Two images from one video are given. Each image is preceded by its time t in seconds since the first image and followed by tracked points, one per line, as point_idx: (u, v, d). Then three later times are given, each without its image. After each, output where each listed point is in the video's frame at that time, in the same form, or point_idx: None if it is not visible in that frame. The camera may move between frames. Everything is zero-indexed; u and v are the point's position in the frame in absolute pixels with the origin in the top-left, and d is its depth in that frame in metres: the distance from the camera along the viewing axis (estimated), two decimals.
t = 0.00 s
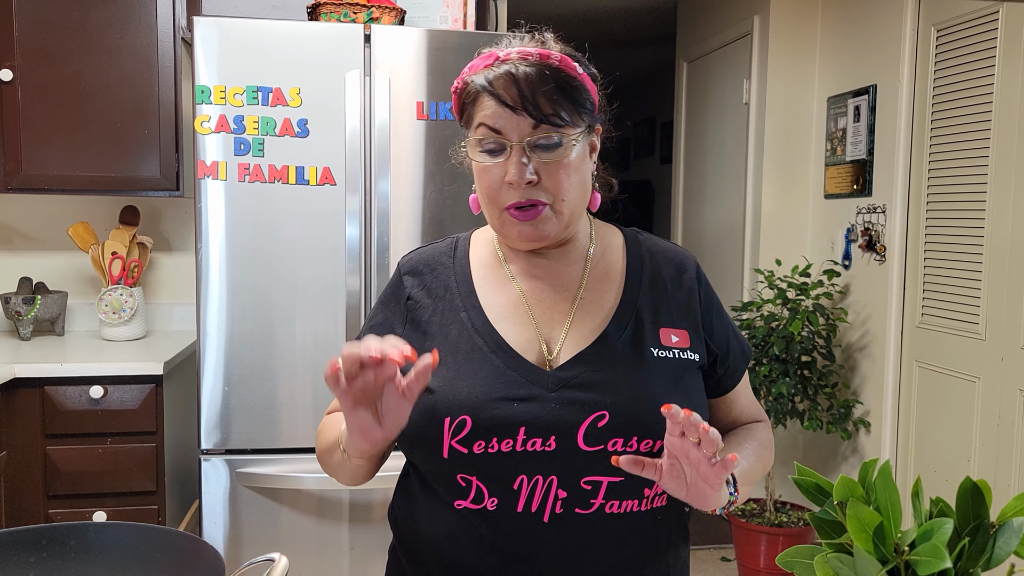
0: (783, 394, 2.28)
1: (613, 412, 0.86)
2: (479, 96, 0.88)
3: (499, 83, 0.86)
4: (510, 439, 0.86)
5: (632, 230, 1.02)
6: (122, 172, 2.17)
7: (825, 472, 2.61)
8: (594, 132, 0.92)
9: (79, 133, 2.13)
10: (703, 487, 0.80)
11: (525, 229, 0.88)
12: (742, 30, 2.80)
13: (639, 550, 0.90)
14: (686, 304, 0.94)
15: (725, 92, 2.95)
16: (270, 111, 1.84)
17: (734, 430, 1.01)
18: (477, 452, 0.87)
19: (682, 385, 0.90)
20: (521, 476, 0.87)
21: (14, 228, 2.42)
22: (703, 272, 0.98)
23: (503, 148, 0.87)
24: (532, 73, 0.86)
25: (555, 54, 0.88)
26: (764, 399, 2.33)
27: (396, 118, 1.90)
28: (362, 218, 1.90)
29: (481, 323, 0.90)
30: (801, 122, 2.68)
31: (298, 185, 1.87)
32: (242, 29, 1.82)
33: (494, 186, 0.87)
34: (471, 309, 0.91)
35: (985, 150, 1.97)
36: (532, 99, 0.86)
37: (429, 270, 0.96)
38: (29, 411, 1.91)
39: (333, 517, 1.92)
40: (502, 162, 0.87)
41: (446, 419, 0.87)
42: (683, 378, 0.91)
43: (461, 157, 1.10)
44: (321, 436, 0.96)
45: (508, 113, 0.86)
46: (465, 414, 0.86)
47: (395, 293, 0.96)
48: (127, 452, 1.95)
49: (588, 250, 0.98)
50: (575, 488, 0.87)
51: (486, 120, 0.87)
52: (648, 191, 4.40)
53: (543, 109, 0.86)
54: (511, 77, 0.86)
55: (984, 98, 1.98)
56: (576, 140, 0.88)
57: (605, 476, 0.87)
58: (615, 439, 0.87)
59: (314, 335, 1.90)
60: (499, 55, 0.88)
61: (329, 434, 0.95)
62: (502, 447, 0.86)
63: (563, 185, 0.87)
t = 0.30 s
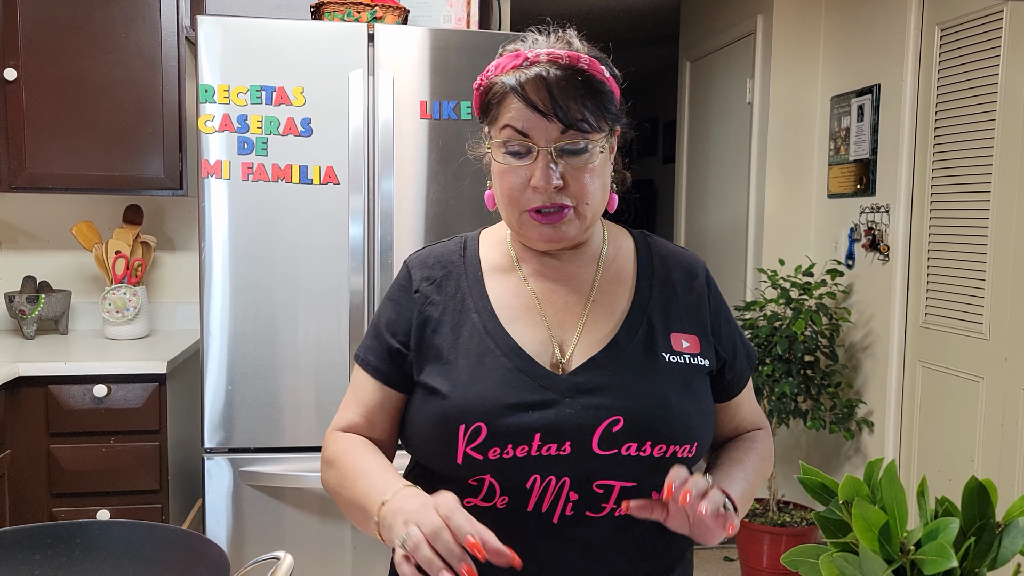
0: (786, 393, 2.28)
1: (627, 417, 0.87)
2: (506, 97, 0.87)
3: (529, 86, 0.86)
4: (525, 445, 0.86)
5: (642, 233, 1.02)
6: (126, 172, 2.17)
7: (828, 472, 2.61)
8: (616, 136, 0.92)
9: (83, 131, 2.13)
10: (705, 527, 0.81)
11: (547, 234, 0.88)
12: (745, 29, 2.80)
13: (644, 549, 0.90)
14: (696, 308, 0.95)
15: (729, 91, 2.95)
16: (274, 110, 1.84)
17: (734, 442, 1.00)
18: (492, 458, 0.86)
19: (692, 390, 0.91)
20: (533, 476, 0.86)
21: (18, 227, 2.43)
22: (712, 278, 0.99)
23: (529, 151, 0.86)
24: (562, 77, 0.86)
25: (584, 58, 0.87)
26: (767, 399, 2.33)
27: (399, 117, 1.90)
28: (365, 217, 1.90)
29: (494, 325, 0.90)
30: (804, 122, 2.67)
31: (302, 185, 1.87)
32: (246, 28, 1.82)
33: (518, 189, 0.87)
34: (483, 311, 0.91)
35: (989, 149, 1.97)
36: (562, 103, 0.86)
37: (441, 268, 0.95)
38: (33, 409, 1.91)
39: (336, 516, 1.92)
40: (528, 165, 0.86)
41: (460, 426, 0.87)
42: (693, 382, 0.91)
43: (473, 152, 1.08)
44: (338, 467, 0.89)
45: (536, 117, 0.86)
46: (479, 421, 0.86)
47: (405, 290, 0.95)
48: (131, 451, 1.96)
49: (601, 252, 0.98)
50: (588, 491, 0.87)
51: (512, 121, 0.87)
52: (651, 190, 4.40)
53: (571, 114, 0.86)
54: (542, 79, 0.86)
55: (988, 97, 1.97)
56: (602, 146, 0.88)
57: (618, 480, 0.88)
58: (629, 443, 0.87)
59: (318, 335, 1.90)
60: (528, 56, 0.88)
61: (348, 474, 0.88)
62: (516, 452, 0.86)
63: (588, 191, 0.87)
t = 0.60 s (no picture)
0: (788, 393, 2.28)
1: (655, 427, 0.85)
2: (526, 86, 0.84)
3: (551, 74, 0.83)
4: (555, 456, 0.83)
5: (651, 237, 1.02)
6: (129, 171, 2.17)
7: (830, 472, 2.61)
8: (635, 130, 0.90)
9: (85, 130, 2.13)
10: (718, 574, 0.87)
11: (567, 227, 0.86)
12: (748, 29, 2.80)
13: (648, 552, 0.90)
14: (709, 315, 0.95)
15: (731, 91, 2.95)
16: (276, 110, 1.84)
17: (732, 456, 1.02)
18: (521, 469, 0.83)
19: (708, 398, 0.91)
20: (554, 482, 0.84)
21: (21, 226, 2.43)
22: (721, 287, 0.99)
23: (550, 142, 0.84)
24: (585, 67, 0.83)
25: (605, 49, 0.85)
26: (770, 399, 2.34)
27: (402, 116, 1.90)
28: (368, 217, 1.90)
29: (523, 328, 0.85)
30: (807, 121, 2.67)
31: (304, 184, 1.87)
32: (249, 27, 1.82)
33: (538, 181, 0.84)
34: (510, 311, 0.86)
35: (993, 149, 1.97)
36: (584, 93, 0.83)
37: (468, 263, 0.89)
38: (36, 408, 1.91)
39: (338, 515, 1.92)
40: (549, 156, 0.84)
41: (493, 437, 0.83)
42: (709, 392, 0.91)
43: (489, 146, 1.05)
44: (388, 463, 0.72)
45: (558, 106, 0.83)
46: (512, 433, 0.82)
47: (436, 274, 0.87)
48: (134, 450, 1.96)
49: (616, 255, 0.95)
50: (608, 499, 0.86)
51: (532, 112, 0.84)
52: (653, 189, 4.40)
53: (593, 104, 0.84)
54: (564, 68, 0.83)
55: (990, 97, 1.97)
56: (622, 137, 0.86)
57: (638, 489, 0.86)
58: (655, 452, 0.86)
59: (321, 333, 1.90)
60: (549, 46, 0.85)
61: (394, 475, 0.71)
62: (546, 463, 0.83)
63: (609, 183, 0.85)
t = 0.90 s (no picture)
0: (790, 392, 2.28)
1: (667, 441, 0.85)
2: (550, 82, 0.83)
3: (577, 70, 0.82)
4: (568, 470, 0.83)
5: (660, 241, 1.02)
6: (131, 170, 2.17)
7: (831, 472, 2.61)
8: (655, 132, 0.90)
9: (88, 129, 2.14)
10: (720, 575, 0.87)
11: (585, 228, 0.85)
12: (750, 28, 2.80)
13: (651, 553, 0.89)
14: (720, 324, 0.95)
15: (733, 90, 2.94)
16: (279, 108, 1.85)
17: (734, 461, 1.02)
18: (533, 484, 0.83)
19: (719, 409, 0.91)
20: (563, 493, 0.84)
21: (24, 224, 2.43)
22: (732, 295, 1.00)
23: (572, 140, 0.83)
24: (611, 65, 0.83)
25: (631, 48, 0.85)
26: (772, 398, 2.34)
27: (404, 115, 1.90)
28: (370, 216, 1.90)
29: (539, 337, 0.84)
30: (810, 121, 2.67)
31: (306, 183, 1.87)
32: (250, 25, 1.82)
33: (558, 180, 0.84)
34: (526, 319, 0.85)
35: (995, 148, 1.96)
36: (610, 92, 0.83)
37: (484, 265, 0.87)
38: (38, 406, 1.91)
39: (340, 514, 1.92)
40: (570, 154, 0.83)
41: (508, 454, 0.82)
42: (720, 402, 0.92)
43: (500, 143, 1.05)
44: (405, 480, 0.68)
45: (582, 104, 0.83)
46: (527, 450, 0.82)
47: (455, 276, 0.85)
48: (136, 448, 1.96)
49: (628, 259, 0.95)
50: (617, 511, 0.86)
51: (555, 108, 0.83)
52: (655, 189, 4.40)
53: (618, 103, 0.83)
54: (590, 64, 0.83)
55: (993, 95, 1.97)
56: (643, 138, 0.86)
57: (647, 502, 0.87)
58: (666, 468, 0.86)
59: (323, 333, 1.91)
60: (574, 42, 0.84)
61: (409, 496, 0.67)
62: (559, 477, 0.83)
63: (629, 185, 0.85)
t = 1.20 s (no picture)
0: (791, 392, 2.28)
1: (670, 448, 0.85)
2: (552, 82, 0.83)
3: (580, 72, 0.82)
4: (570, 479, 0.82)
5: (663, 240, 1.01)
6: (132, 169, 2.17)
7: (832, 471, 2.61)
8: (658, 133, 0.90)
9: (89, 128, 2.14)
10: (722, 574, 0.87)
11: (587, 230, 0.85)
12: (751, 27, 2.79)
13: (652, 555, 0.89)
14: (723, 327, 0.95)
15: (735, 89, 2.94)
16: (279, 107, 1.85)
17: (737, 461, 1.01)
18: (535, 491, 0.83)
19: (722, 412, 0.91)
20: (564, 497, 0.84)
21: (25, 223, 2.44)
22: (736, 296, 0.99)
23: (575, 142, 0.83)
24: (615, 66, 0.83)
25: (635, 48, 0.85)
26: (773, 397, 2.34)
27: (405, 114, 1.90)
28: (371, 215, 1.90)
29: (541, 344, 0.83)
30: (811, 121, 2.67)
31: (307, 182, 1.87)
32: (251, 24, 1.82)
33: (560, 182, 0.84)
34: (529, 324, 0.84)
35: (996, 147, 1.96)
36: (614, 94, 0.83)
37: (485, 269, 0.87)
38: (39, 405, 1.92)
39: (341, 513, 1.92)
40: (573, 156, 0.83)
41: (510, 463, 0.82)
42: (723, 406, 0.91)
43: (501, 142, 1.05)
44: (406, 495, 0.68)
45: (585, 106, 0.82)
46: (529, 459, 0.82)
47: (456, 282, 0.84)
48: (136, 447, 1.96)
49: (631, 261, 0.94)
50: (618, 516, 0.86)
51: (558, 110, 0.83)
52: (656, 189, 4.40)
53: (621, 105, 0.83)
54: (593, 65, 0.82)
55: (995, 94, 1.97)
56: (646, 140, 0.86)
57: (648, 507, 0.87)
58: (668, 474, 0.86)
59: (324, 333, 1.91)
60: (577, 41, 0.84)
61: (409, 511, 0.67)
62: (560, 485, 0.83)
63: (632, 187, 0.85)
